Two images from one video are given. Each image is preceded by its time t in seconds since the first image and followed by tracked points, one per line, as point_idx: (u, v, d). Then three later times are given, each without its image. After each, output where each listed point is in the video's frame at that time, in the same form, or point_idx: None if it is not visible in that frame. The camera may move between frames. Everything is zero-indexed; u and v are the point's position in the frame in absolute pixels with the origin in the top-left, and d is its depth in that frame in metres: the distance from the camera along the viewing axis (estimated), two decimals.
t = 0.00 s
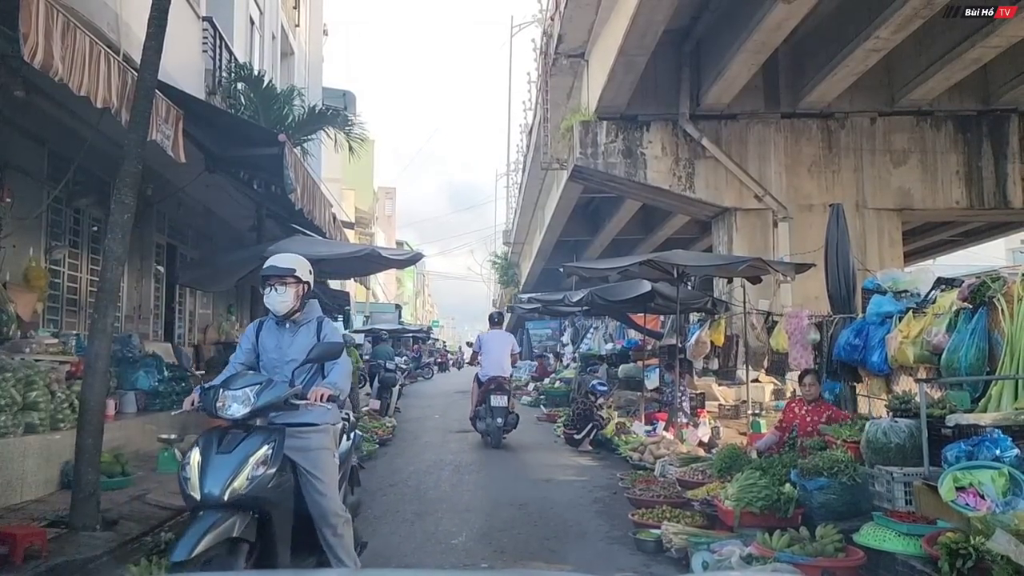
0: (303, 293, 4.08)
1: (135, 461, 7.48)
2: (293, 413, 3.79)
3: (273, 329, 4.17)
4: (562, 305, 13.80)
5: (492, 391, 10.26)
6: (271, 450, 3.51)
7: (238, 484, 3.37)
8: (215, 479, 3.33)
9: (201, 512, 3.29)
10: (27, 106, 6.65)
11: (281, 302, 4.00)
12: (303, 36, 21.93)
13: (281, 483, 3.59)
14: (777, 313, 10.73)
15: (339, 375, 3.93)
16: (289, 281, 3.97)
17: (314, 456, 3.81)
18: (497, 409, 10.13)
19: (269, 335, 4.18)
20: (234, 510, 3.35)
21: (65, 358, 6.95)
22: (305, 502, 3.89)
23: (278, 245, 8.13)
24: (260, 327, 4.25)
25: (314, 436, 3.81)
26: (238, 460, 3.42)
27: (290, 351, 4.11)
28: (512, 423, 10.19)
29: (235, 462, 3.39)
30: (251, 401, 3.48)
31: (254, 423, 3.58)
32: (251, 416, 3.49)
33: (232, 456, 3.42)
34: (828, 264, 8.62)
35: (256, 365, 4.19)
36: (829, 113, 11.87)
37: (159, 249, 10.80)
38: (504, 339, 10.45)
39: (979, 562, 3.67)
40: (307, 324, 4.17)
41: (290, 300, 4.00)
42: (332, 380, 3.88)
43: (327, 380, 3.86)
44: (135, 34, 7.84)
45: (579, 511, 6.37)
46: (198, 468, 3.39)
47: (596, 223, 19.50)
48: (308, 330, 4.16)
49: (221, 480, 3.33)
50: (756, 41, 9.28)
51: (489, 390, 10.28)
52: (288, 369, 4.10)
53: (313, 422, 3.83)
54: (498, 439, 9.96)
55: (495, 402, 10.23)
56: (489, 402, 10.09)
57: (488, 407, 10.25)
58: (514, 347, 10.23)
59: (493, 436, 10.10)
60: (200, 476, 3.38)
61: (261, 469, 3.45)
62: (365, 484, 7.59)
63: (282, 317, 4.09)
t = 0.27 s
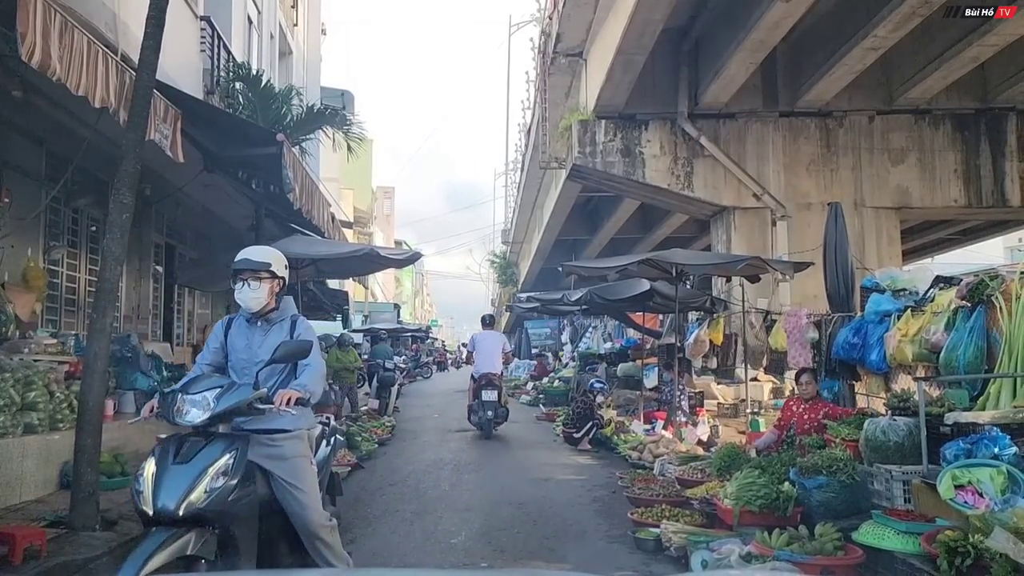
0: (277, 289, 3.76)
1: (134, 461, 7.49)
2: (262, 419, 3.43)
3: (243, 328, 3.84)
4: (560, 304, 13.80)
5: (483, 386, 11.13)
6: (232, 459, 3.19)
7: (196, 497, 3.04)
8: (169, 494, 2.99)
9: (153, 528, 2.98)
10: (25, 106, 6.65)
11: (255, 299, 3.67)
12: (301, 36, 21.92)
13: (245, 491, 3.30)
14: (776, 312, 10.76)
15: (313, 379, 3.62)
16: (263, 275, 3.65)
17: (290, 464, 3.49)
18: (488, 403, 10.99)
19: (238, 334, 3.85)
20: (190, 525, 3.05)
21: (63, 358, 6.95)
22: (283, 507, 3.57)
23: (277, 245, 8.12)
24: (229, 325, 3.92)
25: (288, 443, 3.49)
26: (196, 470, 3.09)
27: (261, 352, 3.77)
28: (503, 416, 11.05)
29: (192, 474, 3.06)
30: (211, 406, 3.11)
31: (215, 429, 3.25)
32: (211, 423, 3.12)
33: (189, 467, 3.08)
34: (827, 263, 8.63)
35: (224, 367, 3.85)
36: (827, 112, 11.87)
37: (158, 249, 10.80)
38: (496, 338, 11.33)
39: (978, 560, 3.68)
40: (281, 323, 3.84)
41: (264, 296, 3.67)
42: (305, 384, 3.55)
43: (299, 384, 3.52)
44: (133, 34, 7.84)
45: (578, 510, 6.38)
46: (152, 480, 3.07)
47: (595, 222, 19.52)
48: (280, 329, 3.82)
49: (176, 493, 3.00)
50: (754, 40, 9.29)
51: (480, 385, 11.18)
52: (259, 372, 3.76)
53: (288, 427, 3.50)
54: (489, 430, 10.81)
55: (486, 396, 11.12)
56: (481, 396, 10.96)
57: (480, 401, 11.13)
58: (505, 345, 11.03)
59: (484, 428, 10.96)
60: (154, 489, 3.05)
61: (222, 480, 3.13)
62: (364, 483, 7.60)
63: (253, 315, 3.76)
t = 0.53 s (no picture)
0: (233, 287, 3.50)
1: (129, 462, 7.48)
2: (220, 430, 3.35)
3: (197, 332, 3.60)
4: (556, 304, 13.80)
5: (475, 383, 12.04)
6: (177, 473, 2.98)
7: (134, 515, 2.80)
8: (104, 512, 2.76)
9: (83, 553, 2.69)
10: (19, 107, 6.62)
11: (210, 297, 3.42)
12: (295, 36, 21.88)
13: (191, 508, 3.06)
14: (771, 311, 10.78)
15: (272, 381, 3.42)
16: (218, 273, 3.40)
17: (247, 478, 3.37)
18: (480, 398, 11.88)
19: (192, 337, 3.60)
20: (129, 545, 2.80)
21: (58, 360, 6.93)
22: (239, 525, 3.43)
23: (273, 246, 8.10)
24: (184, 328, 3.67)
25: (246, 454, 3.37)
26: (138, 486, 2.87)
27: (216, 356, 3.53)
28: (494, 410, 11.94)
29: (133, 489, 2.84)
30: (150, 416, 2.86)
31: (161, 441, 3.01)
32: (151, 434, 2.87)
33: (128, 482, 2.86)
34: (821, 263, 8.65)
35: (182, 373, 3.63)
36: (822, 112, 11.90)
37: (152, 250, 10.78)
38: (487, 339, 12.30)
39: (972, 559, 3.69)
40: (237, 325, 3.58)
41: (220, 296, 3.43)
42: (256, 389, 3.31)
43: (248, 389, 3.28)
44: (127, 34, 7.81)
45: (574, 511, 6.37)
46: (88, 499, 2.84)
47: (591, 222, 19.53)
48: (236, 330, 3.58)
49: (113, 511, 2.77)
50: (748, 40, 9.31)
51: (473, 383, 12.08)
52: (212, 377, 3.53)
53: (248, 437, 3.43)
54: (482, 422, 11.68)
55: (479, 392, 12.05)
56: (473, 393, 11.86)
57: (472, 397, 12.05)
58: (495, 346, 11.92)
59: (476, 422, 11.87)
60: (88, 510, 2.81)
61: (164, 496, 2.90)
62: (360, 484, 7.59)
63: (208, 316, 3.51)
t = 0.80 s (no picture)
0: (170, 285, 3.30)
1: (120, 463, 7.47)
2: (160, 441, 3.11)
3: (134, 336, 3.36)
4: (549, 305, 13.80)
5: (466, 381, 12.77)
6: (94, 493, 2.74)
7: (45, 538, 2.59)
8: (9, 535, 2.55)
9: None
10: (10, 107, 6.59)
11: (141, 295, 3.20)
12: (289, 36, 21.83)
13: (110, 532, 2.78)
14: (763, 312, 10.82)
15: (210, 378, 3.15)
16: (151, 271, 3.20)
17: (190, 492, 3.11)
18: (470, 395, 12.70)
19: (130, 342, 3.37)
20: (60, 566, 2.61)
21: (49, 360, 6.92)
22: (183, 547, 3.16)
23: (265, 246, 8.08)
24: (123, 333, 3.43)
25: (189, 467, 3.13)
26: (50, 507, 2.66)
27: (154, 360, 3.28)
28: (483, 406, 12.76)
29: (42, 512, 2.63)
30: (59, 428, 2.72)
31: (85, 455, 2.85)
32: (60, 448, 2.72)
33: (40, 502, 2.65)
34: (813, 264, 8.68)
35: (120, 380, 3.37)
36: (814, 114, 11.94)
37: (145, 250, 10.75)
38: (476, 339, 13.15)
39: (964, 558, 3.70)
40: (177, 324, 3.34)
41: (154, 295, 3.22)
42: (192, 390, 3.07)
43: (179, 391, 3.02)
44: (119, 34, 7.78)
45: (567, 511, 6.37)
46: None
47: (584, 223, 19.55)
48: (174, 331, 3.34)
49: (21, 533, 2.56)
50: (740, 41, 9.33)
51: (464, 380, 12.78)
52: (152, 383, 3.28)
53: (192, 448, 3.17)
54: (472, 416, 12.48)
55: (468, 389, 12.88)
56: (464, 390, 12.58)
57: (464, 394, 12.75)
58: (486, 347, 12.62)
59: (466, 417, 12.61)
60: None
61: (81, 515, 2.67)
62: (352, 485, 7.58)
63: (144, 317, 3.29)
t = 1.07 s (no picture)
0: (92, 280, 2.87)
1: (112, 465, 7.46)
2: (81, 455, 2.72)
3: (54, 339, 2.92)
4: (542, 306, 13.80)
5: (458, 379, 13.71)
6: None
7: None
8: None
9: None
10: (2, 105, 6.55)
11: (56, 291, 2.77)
12: (282, 36, 21.79)
13: (1, 562, 2.35)
14: (756, 314, 10.86)
15: (133, 384, 2.70)
16: (68, 265, 2.77)
17: (111, 513, 2.68)
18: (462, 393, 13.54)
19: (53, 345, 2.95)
20: None
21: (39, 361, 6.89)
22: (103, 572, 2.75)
23: (258, 247, 8.05)
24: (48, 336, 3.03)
25: (113, 484, 2.71)
26: None
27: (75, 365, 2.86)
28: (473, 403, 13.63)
29: None
30: None
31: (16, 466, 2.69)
32: None
33: None
34: (805, 266, 8.71)
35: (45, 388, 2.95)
36: (807, 116, 12.00)
37: (137, 250, 10.71)
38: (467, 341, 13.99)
39: (955, 559, 3.72)
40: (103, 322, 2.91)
41: (72, 291, 2.80)
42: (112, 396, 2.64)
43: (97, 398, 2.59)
44: (112, 32, 7.74)
45: (560, 512, 6.37)
46: None
47: (577, 224, 19.55)
48: (98, 333, 2.89)
49: None
50: (734, 43, 9.35)
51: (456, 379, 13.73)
52: (75, 391, 2.85)
53: (117, 463, 2.75)
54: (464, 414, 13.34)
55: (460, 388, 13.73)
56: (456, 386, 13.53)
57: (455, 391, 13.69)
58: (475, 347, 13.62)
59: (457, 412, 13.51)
60: None
61: None
62: (345, 486, 7.57)
63: (64, 317, 2.86)
